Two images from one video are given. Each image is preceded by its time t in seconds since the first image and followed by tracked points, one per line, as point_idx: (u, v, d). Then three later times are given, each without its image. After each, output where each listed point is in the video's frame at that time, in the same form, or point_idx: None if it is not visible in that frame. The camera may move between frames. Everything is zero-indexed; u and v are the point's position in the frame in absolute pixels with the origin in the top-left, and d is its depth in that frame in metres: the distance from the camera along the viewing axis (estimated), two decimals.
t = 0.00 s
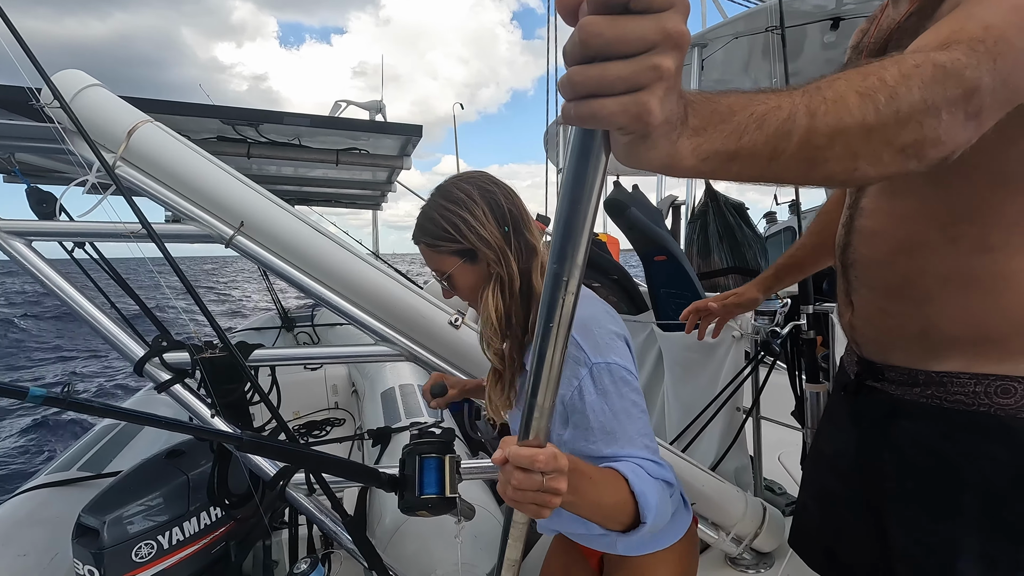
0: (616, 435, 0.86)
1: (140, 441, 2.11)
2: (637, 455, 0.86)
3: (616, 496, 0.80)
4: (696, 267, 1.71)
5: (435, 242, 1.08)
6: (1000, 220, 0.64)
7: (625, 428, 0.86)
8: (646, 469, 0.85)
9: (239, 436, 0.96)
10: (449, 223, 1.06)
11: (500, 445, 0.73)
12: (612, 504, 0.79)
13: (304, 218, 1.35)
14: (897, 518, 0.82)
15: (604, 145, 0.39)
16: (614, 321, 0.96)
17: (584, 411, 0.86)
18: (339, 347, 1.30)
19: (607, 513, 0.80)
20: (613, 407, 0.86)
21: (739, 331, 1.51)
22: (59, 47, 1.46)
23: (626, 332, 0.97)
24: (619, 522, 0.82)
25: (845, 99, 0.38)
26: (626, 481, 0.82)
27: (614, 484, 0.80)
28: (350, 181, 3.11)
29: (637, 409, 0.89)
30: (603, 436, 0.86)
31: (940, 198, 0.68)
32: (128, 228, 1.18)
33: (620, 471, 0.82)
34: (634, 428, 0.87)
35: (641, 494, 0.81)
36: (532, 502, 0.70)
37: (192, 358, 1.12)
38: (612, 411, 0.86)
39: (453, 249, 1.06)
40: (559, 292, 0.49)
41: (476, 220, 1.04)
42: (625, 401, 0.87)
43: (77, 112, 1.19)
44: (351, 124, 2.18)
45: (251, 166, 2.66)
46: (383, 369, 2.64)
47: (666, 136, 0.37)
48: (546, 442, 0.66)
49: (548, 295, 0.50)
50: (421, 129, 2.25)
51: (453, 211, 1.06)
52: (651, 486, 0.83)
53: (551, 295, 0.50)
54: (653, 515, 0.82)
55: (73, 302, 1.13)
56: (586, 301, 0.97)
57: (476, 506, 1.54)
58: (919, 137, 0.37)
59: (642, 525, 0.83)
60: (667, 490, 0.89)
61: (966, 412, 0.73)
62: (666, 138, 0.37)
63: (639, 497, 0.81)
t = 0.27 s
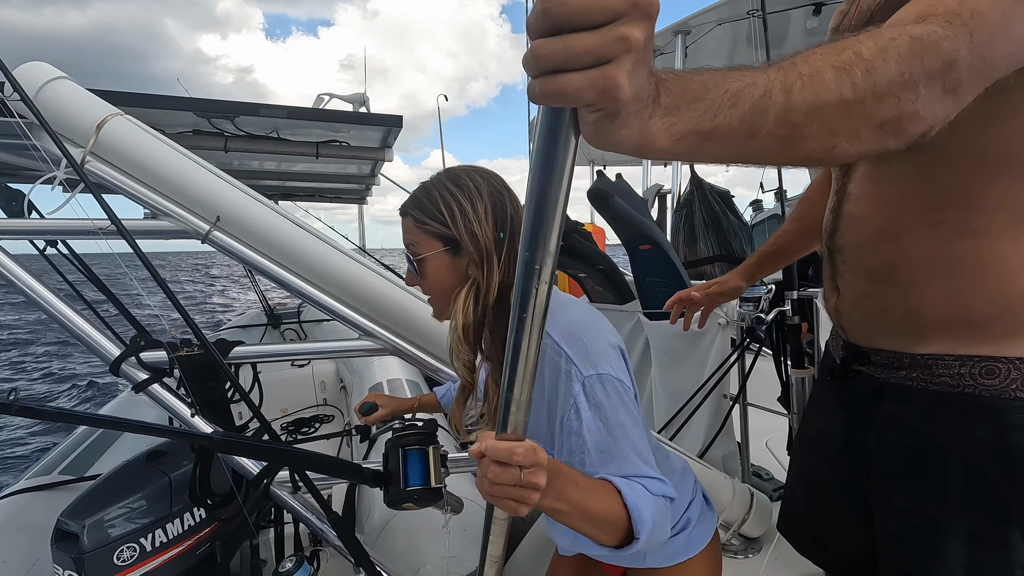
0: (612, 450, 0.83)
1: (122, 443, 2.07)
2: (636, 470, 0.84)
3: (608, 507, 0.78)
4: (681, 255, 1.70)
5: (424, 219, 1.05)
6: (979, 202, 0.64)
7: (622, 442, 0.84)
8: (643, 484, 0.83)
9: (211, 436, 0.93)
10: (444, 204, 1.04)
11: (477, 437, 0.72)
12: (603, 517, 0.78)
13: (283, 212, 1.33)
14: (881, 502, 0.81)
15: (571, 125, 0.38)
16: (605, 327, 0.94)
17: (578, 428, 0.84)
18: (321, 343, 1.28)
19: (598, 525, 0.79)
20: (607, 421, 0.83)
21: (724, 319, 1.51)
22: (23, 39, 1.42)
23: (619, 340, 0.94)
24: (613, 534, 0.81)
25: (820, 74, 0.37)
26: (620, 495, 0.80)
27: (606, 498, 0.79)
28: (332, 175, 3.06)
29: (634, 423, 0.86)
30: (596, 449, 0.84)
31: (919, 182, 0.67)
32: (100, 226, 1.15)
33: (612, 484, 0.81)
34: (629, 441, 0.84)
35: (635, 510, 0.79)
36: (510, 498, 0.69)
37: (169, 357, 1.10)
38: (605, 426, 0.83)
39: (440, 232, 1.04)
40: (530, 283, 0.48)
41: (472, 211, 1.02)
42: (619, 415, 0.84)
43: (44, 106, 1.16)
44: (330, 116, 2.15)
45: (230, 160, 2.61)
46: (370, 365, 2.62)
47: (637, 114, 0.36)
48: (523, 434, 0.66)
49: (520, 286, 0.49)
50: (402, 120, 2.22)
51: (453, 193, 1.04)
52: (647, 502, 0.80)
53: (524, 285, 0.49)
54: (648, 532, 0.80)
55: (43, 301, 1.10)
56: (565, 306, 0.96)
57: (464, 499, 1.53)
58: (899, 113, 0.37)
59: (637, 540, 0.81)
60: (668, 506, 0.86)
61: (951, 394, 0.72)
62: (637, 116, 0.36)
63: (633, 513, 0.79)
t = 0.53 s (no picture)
0: (619, 425, 0.84)
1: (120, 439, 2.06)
2: (639, 445, 0.84)
3: (610, 486, 0.78)
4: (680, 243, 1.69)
5: (491, 155, 1.00)
6: (999, 182, 0.64)
7: (629, 417, 0.84)
8: (646, 461, 0.83)
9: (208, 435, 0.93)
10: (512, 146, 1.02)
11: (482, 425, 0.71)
12: (605, 495, 0.78)
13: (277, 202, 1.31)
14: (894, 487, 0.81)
15: (576, 103, 0.37)
16: (622, 299, 0.93)
17: (586, 399, 0.85)
18: (318, 334, 1.28)
19: (602, 503, 0.79)
20: (615, 395, 0.84)
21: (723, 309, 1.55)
22: (8, 29, 1.39)
23: (634, 313, 0.92)
24: (616, 511, 0.81)
25: (833, 45, 0.36)
26: (622, 473, 0.80)
27: (609, 474, 0.79)
28: (326, 166, 3.04)
29: (644, 398, 0.85)
30: (603, 422, 0.84)
31: (939, 161, 0.67)
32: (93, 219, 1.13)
33: (614, 458, 0.81)
34: (639, 418, 0.84)
35: (637, 489, 0.79)
36: (517, 484, 0.68)
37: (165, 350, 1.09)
38: (614, 399, 0.83)
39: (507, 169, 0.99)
40: (535, 266, 0.48)
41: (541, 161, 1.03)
42: (629, 392, 0.84)
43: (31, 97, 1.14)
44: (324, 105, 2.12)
45: (223, 152, 2.58)
46: (368, 356, 2.61)
47: (646, 91, 0.35)
48: (528, 421, 0.66)
49: (525, 271, 0.48)
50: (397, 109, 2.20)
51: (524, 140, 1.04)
52: (649, 479, 0.81)
53: (529, 269, 0.48)
54: (649, 509, 0.81)
55: (36, 295, 1.08)
56: (589, 275, 0.94)
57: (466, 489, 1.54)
58: (916, 83, 0.36)
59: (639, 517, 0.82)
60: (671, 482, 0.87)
61: (972, 381, 0.71)
62: (644, 94, 0.35)
63: (635, 490, 0.79)
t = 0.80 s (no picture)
0: (637, 395, 0.85)
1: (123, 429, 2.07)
2: (648, 421, 0.85)
3: (620, 462, 0.79)
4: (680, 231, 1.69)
5: (504, 127, 1.00)
6: (1016, 160, 0.64)
7: (644, 389, 0.85)
8: (654, 436, 0.84)
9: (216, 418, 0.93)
10: (527, 121, 1.02)
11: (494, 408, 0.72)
12: (616, 470, 0.79)
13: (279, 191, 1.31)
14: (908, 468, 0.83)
15: (595, 76, 0.38)
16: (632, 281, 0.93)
17: (606, 370, 0.84)
18: (322, 323, 1.28)
19: (613, 479, 0.80)
20: (634, 364, 0.85)
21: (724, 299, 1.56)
22: (6, 17, 1.38)
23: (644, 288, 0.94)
24: (625, 487, 0.82)
25: (853, 17, 0.37)
26: (632, 449, 0.81)
27: (618, 451, 0.80)
28: (326, 156, 3.03)
29: (653, 368, 0.88)
30: (622, 396, 0.84)
31: (952, 139, 0.67)
32: (96, 207, 1.13)
33: (625, 437, 0.81)
34: (650, 386, 0.86)
35: (647, 464, 0.80)
36: (528, 463, 0.69)
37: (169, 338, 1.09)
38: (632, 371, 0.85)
39: (518, 141, 0.99)
40: (552, 242, 0.48)
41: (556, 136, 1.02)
42: (642, 359, 0.86)
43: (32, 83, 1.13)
44: (324, 94, 2.11)
45: (222, 142, 2.57)
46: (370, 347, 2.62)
47: (668, 64, 0.35)
48: (541, 401, 0.66)
49: (541, 247, 0.49)
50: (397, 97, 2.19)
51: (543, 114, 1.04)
52: (658, 454, 0.82)
53: (545, 246, 0.49)
54: (659, 483, 0.81)
55: (41, 285, 1.09)
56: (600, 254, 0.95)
57: (470, 478, 1.55)
58: (937, 53, 0.37)
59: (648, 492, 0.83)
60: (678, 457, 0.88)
61: (986, 363, 0.72)
62: (665, 67, 0.35)
63: (645, 465, 0.80)
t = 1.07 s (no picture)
0: (657, 405, 0.83)
1: (123, 420, 2.05)
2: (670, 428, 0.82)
3: (633, 464, 0.77)
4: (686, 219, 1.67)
5: (519, 116, 0.97)
6: None
7: (664, 398, 0.83)
8: (674, 444, 0.81)
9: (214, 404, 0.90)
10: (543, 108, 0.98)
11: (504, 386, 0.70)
12: (629, 472, 0.77)
13: (280, 176, 1.28)
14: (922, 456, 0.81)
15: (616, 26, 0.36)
16: (662, 277, 0.91)
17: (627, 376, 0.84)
18: (325, 310, 1.25)
19: (624, 480, 0.78)
20: (654, 372, 0.83)
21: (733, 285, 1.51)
22: None
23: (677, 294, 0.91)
24: (636, 491, 0.79)
25: None
26: (648, 454, 0.78)
27: (633, 453, 0.77)
28: (327, 146, 3.00)
29: (679, 377, 0.84)
30: (639, 402, 0.83)
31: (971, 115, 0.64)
32: (93, 190, 1.11)
33: (642, 440, 0.79)
34: (672, 398, 0.83)
35: (662, 470, 0.78)
36: (537, 446, 0.67)
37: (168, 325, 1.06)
38: (651, 378, 0.83)
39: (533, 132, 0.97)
40: (567, 210, 0.46)
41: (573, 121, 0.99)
42: (666, 367, 0.83)
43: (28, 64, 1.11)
44: (326, 79, 2.08)
45: (223, 130, 2.55)
46: (371, 338, 2.60)
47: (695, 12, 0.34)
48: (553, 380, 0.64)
49: (556, 216, 0.47)
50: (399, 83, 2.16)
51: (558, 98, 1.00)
52: (675, 462, 0.79)
53: (560, 214, 0.47)
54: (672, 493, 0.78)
55: (38, 271, 1.07)
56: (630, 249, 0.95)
57: (474, 469, 1.53)
58: (974, 5, 0.35)
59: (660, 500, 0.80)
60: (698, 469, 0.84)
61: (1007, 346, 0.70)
62: (692, 15, 0.34)
63: (659, 472, 0.77)
